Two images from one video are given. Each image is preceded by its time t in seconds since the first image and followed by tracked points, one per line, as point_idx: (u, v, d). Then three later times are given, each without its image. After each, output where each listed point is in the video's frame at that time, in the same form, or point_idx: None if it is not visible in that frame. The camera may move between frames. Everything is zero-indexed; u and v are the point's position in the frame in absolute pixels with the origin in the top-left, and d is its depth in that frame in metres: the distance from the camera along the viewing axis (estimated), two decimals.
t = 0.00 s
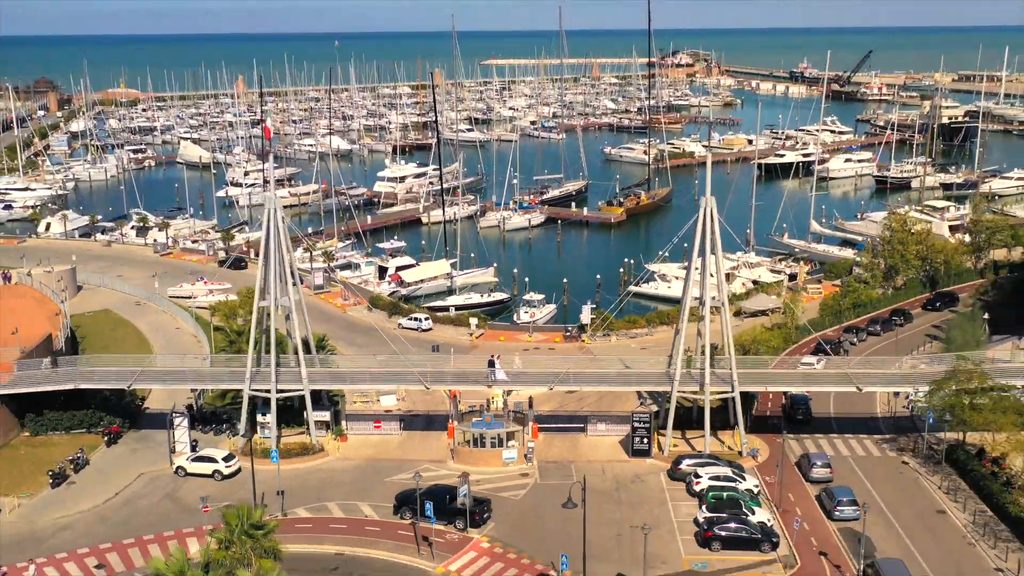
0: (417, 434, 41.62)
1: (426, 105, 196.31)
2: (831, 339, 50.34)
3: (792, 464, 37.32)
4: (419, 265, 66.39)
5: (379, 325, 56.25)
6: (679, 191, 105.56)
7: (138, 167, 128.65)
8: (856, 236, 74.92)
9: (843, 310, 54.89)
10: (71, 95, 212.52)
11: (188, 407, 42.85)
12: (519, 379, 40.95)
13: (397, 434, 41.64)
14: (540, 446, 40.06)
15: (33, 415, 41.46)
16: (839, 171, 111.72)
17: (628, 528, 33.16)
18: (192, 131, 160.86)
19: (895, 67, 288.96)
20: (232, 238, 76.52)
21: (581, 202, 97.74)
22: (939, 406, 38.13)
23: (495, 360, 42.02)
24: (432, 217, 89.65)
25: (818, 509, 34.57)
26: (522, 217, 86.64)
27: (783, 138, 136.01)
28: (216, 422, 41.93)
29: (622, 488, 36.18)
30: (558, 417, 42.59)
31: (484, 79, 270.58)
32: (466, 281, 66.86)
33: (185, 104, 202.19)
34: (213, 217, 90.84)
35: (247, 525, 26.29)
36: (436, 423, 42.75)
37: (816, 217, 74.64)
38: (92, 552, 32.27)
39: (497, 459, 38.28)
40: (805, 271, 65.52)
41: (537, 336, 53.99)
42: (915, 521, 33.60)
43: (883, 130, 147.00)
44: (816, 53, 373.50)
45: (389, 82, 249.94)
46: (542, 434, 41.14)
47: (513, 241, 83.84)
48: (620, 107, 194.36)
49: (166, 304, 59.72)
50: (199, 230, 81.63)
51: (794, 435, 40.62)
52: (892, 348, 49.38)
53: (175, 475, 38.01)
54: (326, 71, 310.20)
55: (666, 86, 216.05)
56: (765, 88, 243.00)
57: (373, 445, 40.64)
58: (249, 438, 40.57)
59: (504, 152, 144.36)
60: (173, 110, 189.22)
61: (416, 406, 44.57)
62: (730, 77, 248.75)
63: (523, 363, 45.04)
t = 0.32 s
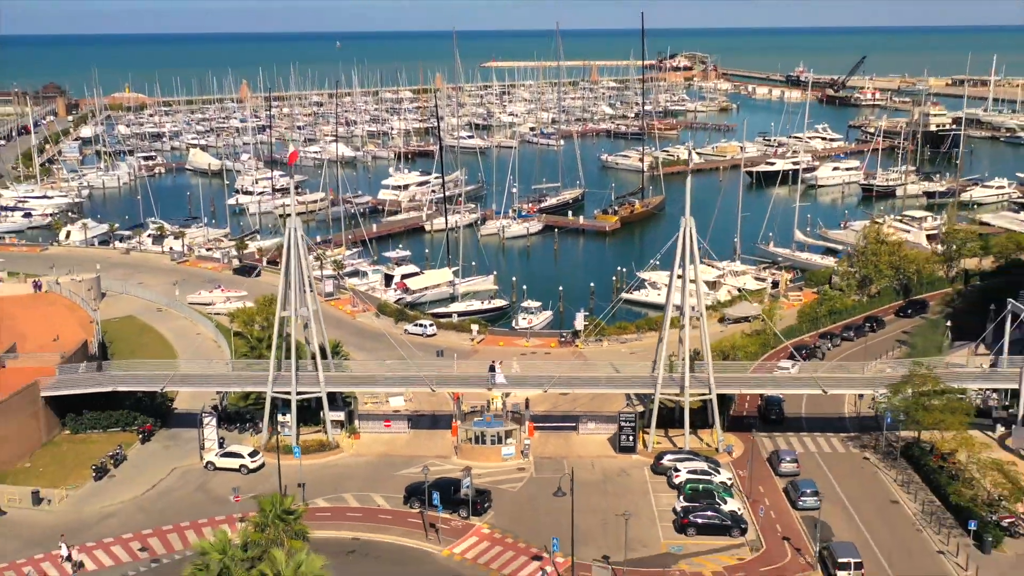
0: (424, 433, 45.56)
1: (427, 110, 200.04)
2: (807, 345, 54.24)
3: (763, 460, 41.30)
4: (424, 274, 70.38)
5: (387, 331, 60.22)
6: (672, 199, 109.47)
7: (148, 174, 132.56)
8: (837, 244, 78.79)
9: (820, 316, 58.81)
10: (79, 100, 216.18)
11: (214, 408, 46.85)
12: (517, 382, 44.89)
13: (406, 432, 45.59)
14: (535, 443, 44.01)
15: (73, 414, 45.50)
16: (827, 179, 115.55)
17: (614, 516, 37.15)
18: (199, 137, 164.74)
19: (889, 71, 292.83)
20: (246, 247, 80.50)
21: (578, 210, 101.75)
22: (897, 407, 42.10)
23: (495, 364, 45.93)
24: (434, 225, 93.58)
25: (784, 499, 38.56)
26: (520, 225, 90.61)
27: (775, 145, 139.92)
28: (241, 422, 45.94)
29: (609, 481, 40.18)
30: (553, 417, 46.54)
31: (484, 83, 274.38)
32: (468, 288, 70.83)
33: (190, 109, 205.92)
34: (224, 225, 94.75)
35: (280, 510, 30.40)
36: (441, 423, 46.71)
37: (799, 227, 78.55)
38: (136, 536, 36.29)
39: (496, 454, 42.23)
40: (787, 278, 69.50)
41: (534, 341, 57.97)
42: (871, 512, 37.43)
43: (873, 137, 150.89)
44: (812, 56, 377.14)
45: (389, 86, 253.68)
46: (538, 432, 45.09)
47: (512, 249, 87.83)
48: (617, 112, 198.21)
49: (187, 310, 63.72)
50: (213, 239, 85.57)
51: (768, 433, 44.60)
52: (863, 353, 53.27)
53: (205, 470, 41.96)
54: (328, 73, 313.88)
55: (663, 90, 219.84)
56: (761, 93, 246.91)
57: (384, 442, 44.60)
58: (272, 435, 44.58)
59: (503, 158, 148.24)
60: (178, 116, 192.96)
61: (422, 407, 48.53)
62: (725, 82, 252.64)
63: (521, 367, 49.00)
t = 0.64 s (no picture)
0: (429, 429, 49.67)
1: (428, 115, 203.88)
2: (786, 348, 58.21)
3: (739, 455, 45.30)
4: (427, 280, 74.50)
5: (393, 335, 64.27)
6: (665, 205, 113.43)
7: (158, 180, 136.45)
8: (820, 252, 82.84)
9: (800, 321, 62.79)
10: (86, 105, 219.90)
11: (236, 406, 50.96)
12: (515, 384, 48.93)
13: (413, 429, 49.70)
14: (532, 439, 48.06)
15: (107, 413, 49.64)
16: (815, 186, 119.59)
17: (602, 505, 41.21)
18: (206, 143, 168.57)
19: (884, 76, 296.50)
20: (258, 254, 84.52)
21: (575, 217, 105.82)
22: (862, 407, 46.11)
23: (496, 368, 49.96)
24: (437, 231, 97.56)
25: (757, 490, 42.59)
26: (519, 232, 94.59)
27: (767, 151, 143.94)
28: (261, 421, 50.06)
29: (598, 473, 44.24)
30: (548, 416, 50.61)
31: (484, 87, 277.85)
32: (468, 294, 74.93)
33: (195, 113, 209.77)
34: (235, 233, 98.73)
35: (306, 497, 34.51)
36: (444, 421, 50.80)
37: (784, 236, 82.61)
38: (171, 522, 40.34)
39: (496, 450, 46.31)
40: (771, 285, 73.54)
41: (531, 344, 62.06)
42: (834, 502, 41.46)
43: (864, 143, 154.79)
44: (808, 58, 380.46)
45: (391, 90, 257.13)
46: (534, 430, 49.13)
47: (511, 255, 91.86)
48: (615, 117, 201.97)
49: (205, 315, 67.81)
50: (225, 246, 89.61)
51: (744, 430, 48.70)
52: (838, 357, 57.26)
53: (230, 464, 46.01)
54: (330, 75, 317.33)
55: (660, 95, 223.57)
56: (757, 96, 250.74)
57: (392, 439, 48.71)
58: (290, 433, 48.67)
59: (503, 164, 152.17)
60: (185, 120, 196.83)
61: (427, 407, 52.62)
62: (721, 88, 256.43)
63: (518, 369, 53.09)
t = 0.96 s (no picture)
0: (434, 427, 53.75)
1: (429, 119, 207.70)
2: (766, 352, 62.28)
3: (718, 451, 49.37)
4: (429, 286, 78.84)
5: (399, 339, 68.36)
6: (659, 211, 117.49)
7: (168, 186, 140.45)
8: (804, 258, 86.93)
9: (781, 325, 66.83)
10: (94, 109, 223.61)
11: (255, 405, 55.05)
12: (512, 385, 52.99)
13: (419, 427, 53.79)
14: (528, 436, 52.14)
15: (137, 412, 53.82)
16: (805, 193, 123.53)
17: (592, 495, 45.29)
18: (212, 148, 172.51)
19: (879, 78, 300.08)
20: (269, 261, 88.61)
21: (571, 224, 109.94)
22: (833, 406, 50.14)
23: (495, 371, 54.03)
24: (439, 238, 101.62)
25: (734, 482, 46.67)
26: (517, 238, 98.64)
27: (759, 157, 147.93)
28: (279, 419, 54.23)
29: (588, 467, 48.32)
30: (544, 416, 54.73)
31: (484, 90, 281.44)
32: (469, 298, 79.12)
33: (201, 118, 213.49)
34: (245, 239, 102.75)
35: (325, 488, 38.61)
36: (448, 419, 54.89)
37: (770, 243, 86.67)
38: (200, 510, 44.43)
39: (495, 446, 50.36)
40: (756, 291, 77.63)
41: (529, 348, 66.14)
42: (804, 493, 45.53)
43: (854, 149, 158.74)
44: (804, 59, 383.88)
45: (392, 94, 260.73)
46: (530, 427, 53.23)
47: (510, 261, 95.91)
48: (613, 121, 205.75)
49: (221, 320, 71.91)
50: (237, 253, 93.73)
51: (725, 428, 52.79)
52: (815, 360, 61.30)
53: (251, 459, 50.06)
54: (331, 77, 320.85)
55: (657, 100, 227.46)
56: (754, 100, 254.52)
57: (400, 435, 52.80)
58: (306, 430, 52.79)
59: (503, 169, 156.13)
60: (190, 125, 200.60)
61: (432, 406, 56.74)
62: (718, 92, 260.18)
63: (516, 371, 57.20)
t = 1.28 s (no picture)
0: (438, 425, 57.85)
1: (430, 124, 211.69)
2: (749, 354, 66.48)
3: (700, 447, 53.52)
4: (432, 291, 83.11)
5: (404, 342, 72.51)
6: (653, 217, 121.64)
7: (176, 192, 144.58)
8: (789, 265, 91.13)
9: (764, 329, 70.98)
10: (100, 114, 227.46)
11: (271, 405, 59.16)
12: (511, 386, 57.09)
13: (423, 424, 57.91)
14: (525, 433, 56.24)
15: (162, 411, 57.97)
16: (795, 199, 127.61)
17: (583, 487, 49.41)
18: (218, 154, 176.59)
19: (873, 81, 303.92)
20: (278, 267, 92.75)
21: (568, 230, 114.14)
22: (807, 405, 54.24)
23: (495, 372, 58.14)
24: (441, 244, 105.80)
25: (714, 474, 50.80)
26: (516, 244, 102.79)
27: (752, 163, 152.05)
28: (294, 418, 58.38)
29: (580, 462, 52.44)
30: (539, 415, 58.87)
31: (484, 93, 285.02)
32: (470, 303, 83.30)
33: (206, 123, 217.42)
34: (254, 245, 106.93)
35: (341, 479, 42.70)
36: (450, 418, 59.02)
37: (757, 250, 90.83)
38: (224, 501, 48.54)
39: (494, 442, 54.46)
40: (742, 296, 81.82)
41: (526, 350, 70.32)
42: (778, 485, 49.64)
43: (845, 155, 162.76)
44: (801, 61, 387.60)
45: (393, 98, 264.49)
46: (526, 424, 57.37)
47: (509, 267, 100.07)
48: (610, 126, 209.75)
49: (235, 324, 76.05)
50: (247, 258, 97.90)
51: (708, 426, 56.94)
52: (795, 362, 65.44)
53: (269, 454, 54.13)
54: (333, 81, 324.52)
55: (654, 105, 231.40)
56: (749, 104, 258.36)
57: (406, 432, 56.94)
58: (320, 427, 56.94)
59: (502, 174, 160.20)
60: (195, 130, 204.52)
61: (435, 405, 60.86)
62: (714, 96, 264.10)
63: (514, 373, 61.38)
